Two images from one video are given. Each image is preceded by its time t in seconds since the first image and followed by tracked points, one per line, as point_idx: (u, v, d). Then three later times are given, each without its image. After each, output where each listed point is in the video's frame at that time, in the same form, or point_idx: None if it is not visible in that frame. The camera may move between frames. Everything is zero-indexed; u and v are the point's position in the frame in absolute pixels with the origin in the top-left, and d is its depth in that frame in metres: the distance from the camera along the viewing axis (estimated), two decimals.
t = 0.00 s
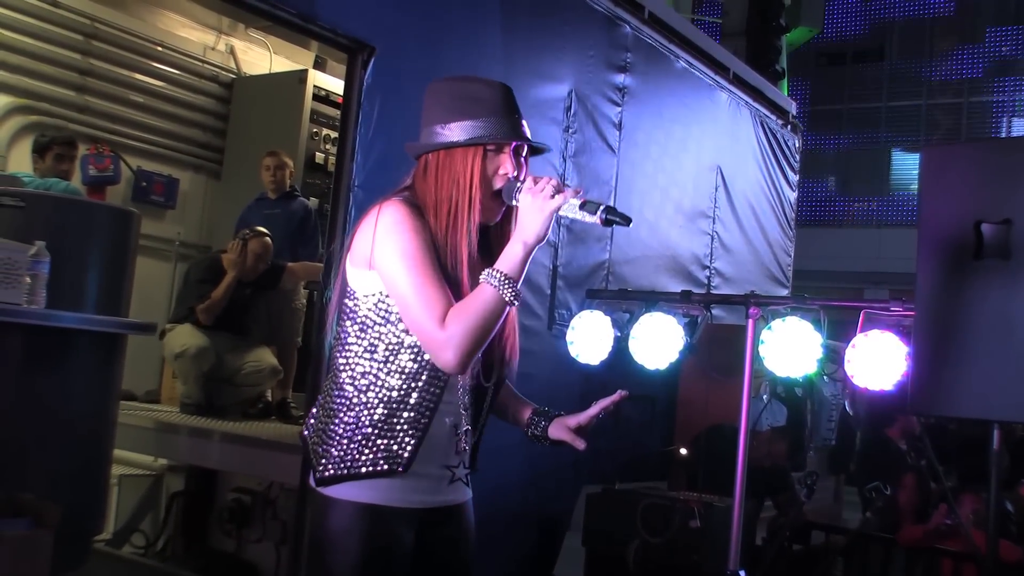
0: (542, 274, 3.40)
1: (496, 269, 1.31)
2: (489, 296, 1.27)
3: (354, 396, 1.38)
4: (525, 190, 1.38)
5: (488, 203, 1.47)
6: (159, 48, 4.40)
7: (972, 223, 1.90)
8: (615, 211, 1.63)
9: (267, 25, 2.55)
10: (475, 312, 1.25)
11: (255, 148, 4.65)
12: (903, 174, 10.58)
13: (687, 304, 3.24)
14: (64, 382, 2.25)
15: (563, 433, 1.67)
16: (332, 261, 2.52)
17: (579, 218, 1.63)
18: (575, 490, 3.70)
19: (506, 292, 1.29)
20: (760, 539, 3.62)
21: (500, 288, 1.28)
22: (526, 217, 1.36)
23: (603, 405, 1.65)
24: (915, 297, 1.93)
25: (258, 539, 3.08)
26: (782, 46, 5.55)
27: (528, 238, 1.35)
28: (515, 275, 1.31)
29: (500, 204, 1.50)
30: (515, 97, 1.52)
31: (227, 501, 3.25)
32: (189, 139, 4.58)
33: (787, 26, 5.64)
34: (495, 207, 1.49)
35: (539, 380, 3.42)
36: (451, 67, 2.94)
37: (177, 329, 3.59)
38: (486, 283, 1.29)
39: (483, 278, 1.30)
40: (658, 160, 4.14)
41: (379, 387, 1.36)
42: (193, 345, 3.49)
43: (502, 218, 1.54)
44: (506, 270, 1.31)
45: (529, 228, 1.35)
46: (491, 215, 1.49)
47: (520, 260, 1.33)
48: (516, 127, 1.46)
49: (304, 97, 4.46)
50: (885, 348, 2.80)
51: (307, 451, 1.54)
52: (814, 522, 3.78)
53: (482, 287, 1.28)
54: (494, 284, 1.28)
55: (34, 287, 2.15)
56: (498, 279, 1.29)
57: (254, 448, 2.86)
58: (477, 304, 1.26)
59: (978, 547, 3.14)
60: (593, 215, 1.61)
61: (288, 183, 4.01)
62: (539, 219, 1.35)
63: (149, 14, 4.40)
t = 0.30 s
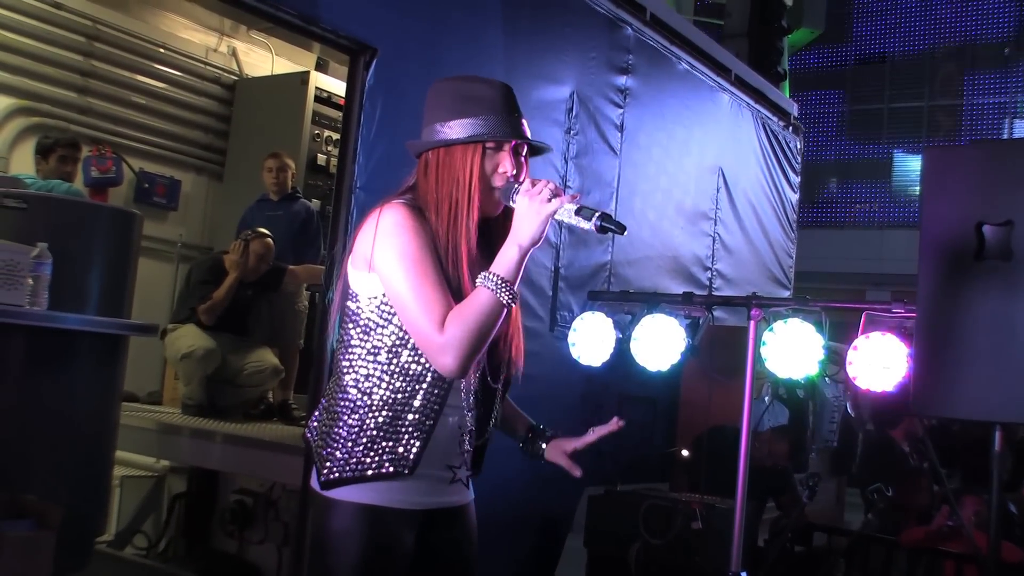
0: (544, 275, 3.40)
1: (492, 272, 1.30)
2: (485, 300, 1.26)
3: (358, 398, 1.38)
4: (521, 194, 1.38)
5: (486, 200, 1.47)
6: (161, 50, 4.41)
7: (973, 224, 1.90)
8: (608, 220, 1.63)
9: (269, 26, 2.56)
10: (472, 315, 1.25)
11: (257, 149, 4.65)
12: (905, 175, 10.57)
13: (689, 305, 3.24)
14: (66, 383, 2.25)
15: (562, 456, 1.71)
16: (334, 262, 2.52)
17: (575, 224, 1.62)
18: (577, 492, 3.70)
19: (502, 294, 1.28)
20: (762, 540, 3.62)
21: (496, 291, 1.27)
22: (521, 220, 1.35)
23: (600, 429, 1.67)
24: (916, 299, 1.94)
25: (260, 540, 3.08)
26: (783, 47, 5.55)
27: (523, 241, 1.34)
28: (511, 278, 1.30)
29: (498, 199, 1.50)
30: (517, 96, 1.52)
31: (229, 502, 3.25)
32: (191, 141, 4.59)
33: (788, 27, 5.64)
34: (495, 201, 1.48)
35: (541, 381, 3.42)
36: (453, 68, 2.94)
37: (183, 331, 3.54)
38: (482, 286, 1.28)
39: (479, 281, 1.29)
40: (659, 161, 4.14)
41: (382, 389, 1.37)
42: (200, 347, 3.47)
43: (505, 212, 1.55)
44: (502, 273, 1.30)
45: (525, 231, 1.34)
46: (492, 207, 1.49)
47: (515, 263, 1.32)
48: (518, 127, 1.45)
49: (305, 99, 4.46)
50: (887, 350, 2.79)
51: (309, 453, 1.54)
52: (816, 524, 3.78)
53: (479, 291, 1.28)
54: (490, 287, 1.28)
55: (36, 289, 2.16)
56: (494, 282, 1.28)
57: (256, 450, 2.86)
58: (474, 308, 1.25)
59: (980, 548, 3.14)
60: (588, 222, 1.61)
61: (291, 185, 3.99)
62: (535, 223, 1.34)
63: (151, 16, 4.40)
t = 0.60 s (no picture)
0: (544, 276, 3.40)
1: (498, 272, 1.30)
2: (493, 301, 1.26)
3: (356, 403, 1.38)
4: (525, 190, 1.37)
5: (490, 199, 1.46)
6: (162, 50, 4.41)
7: (974, 224, 1.90)
8: (613, 217, 1.62)
9: (270, 27, 2.56)
10: (480, 318, 1.25)
11: (258, 150, 4.66)
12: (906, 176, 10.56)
13: (689, 306, 3.24)
14: (67, 384, 2.26)
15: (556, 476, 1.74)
16: (335, 264, 2.53)
17: (576, 222, 1.60)
18: (578, 493, 3.70)
19: (510, 294, 1.28)
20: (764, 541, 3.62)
21: (503, 291, 1.27)
22: (524, 219, 1.35)
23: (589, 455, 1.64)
24: (918, 300, 1.94)
25: (260, 542, 3.08)
26: (784, 48, 5.55)
27: (527, 240, 1.34)
28: (517, 278, 1.30)
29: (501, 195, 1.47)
30: (516, 96, 1.53)
31: (230, 503, 3.25)
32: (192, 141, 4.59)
33: (789, 28, 5.63)
34: (496, 203, 1.48)
35: (541, 382, 3.41)
36: (454, 69, 2.95)
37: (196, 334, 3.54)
38: (489, 287, 1.28)
39: (485, 282, 1.29)
40: (660, 162, 4.14)
41: (379, 395, 1.36)
42: (214, 349, 3.47)
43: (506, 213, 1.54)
44: (507, 273, 1.30)
45: (527, 230, 1.34)
46: (496, 208, 1.48)
47: (520, 263, 1.32)
48: (517, 123, 1.46)
49: (306, 100, 4.46)
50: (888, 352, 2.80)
51: (307, 455, 1.55)
52: (816, 525, 3.78)
53: (486, 292, 1.27)
54: (496, 288, 1.27)
55: (37, 289, 2.16)
56: (500, 282, 1.28)
57: (257, 451, 2.86)
58: (481, 310, 1.25)
59: (981, 549, 3.14)
60: (590, 220, 1.59)
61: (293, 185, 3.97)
62: (538, 221, 1.34)
63: (151, 17, 4.40)
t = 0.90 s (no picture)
0: (542, 276, 3.40)
1: (501, 273, 1.30)
2: (496, 302, 1.26)
3: (355, 403, 1.38)
4: (527, 190, 1.37)
5: (492, 199, 1.46)
6: (161, 50, 4.41)
7: (972, 224, 1.91)
8: (616, 218, 1.61)
9: (268, 27, 2.56)
10: (483, 319, 1.25)
11: (256, 150, 4.65)
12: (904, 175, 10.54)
13: (687, 305, 3.24)
14: (66, 383, 2.26)
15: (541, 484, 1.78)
16: (332, 264, 2.53)
17: (579, 224, 1.60)
18: (576, 493, 3.70)
19: (513, 295, 1.28)
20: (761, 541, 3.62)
21: (505, 293, 1.27)
22: (526, 219, 1.35)
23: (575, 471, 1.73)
24: (916, 300, 1.95)
25: (259, 541, 3.08)
26: (782, 47, 5.56)
27: (529, 241, 1.34)
28: (519, 279, 1.30)
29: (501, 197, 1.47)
30: (516, 95, 1.53)
31: (227, 503, 3.25)
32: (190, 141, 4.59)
33: (788, 28, 5.64)
34: (498, 205, 1.47)
35: (538, 381, 3.41)
36: (453, 69, 2.95)
37: (199, 337, 3.49)
38: (491, 289, 1.28)
39: (487, 283, 1.29)
40: (658, 162, 4.14)
41: (378, 395, 1.36)
42: (219, 352, 3.43)
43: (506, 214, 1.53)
44: (510, 275, 1.30)
45: (530, 231, 1.34)
46: (496, 212, 1.48)
47: (523, 264, 1.32)
48: (518, 123, 1.46)
49: (304, 99, 4.47)
50: (886, 353, 2.79)
51: (305, 454, 1.54)
52: (814, 524, 3.78)
53: (488, 293, 1.27)
54: (499, 289, 1.27)
55: (36, 289, 2.16)
56: (502, 284, 1.28)
57: (254, 451, 2.86)
58: (484, 311, 1.25)
59: (979, 548, 3.14)
60: (593, 221, 1.59)
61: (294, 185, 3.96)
62: (540, 221, 1.33)
63: (148, 16, 4.40)
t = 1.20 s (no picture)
0: (542, 275, 3.40)
1: (502, 273, 1.30)
2: (497, 302, 1.26)
3: (356, 402, 1.37)
4: (529, 189, 1.37)
5: (494, 198, 1.45)
6: (160, 49, 4.40)
7: (971, 223, 1.91)
8: (618, 217, 1.60)
9: (267, 26, 2.56)
10: (485, 318, 1.24)
11: (256, 149, 4.65)
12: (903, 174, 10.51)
13: (686, 304, 3.23)
14: (65, 383, 2.26)
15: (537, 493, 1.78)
16: (331, 263, 2.52)
17: (582, 222, 1.61)
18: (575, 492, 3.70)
19: (514, 295, 1.27)
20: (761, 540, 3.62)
21: (507, 292, 1.27)
22: (529, 218, 1.34)
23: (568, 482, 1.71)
24: (916, 300, 1.94)
25: (258, 540, 3.08)
26: (781, 46, 5.56)
27: (532, 240, 1.34)
28: (522, 279, 1.30)
29: (502, 197, 1.46)
30: (519, 94, 1.53)
31: (227, 502, 3.25)
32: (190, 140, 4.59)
33: (787, 27, 5.63)
34: (499, 204, 1.47)
35: (538, 379, 3.42)
36: (451, 68, 2.94)
37: (194, 337, 3.49)
38: (494, 288, 1.28)
39: (490, 283, 1.29)
40: (657, 161, 4.14)
41: (380, 395, 1.35)
42: (212, 355, 3.43)
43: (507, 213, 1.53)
44: (512, 274, 1.30)
45: (533, 230, 1.33)
46: (497, 211, 1.47)
47: (525, 263, 1.32)
48: (520, 122, 1.46)
49: (303, 98, 4.47)
50: (885, 350, 2.80)
51: (305, 453, 1.54)
52: (813, 523, 3.78)
53: (491, 293, 1.27)
54: (501, 289, 1.27)
55: (35, 288, 2.16)
56: (505, 283, 1.28)
57: (254, 449, 2.86)
58: (486, 310, 1.25)
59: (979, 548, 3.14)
60: (596, 220, 1.59)
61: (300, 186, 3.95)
62: (543, 220, 1.33)
63: (147, 15, 4.40)
